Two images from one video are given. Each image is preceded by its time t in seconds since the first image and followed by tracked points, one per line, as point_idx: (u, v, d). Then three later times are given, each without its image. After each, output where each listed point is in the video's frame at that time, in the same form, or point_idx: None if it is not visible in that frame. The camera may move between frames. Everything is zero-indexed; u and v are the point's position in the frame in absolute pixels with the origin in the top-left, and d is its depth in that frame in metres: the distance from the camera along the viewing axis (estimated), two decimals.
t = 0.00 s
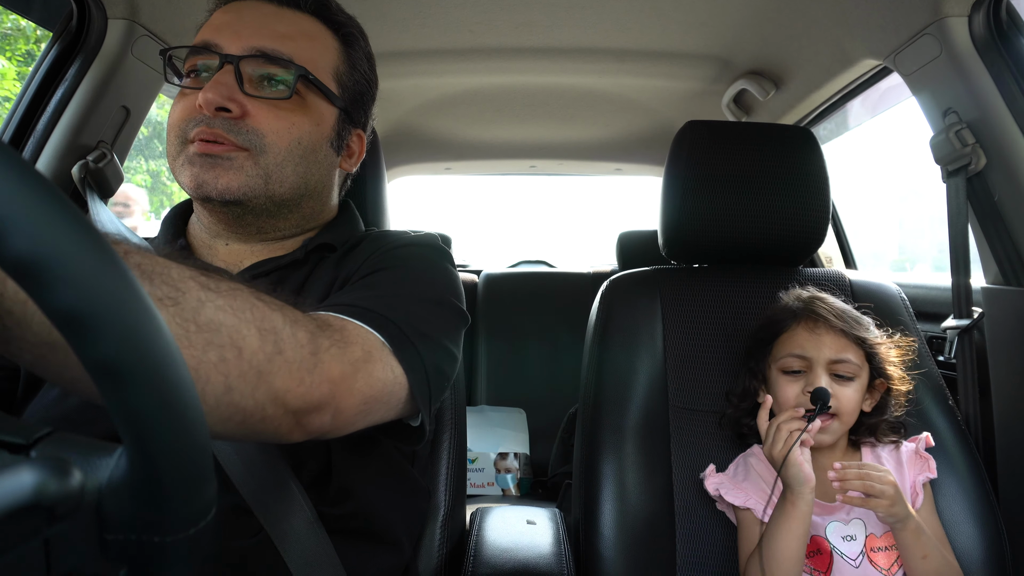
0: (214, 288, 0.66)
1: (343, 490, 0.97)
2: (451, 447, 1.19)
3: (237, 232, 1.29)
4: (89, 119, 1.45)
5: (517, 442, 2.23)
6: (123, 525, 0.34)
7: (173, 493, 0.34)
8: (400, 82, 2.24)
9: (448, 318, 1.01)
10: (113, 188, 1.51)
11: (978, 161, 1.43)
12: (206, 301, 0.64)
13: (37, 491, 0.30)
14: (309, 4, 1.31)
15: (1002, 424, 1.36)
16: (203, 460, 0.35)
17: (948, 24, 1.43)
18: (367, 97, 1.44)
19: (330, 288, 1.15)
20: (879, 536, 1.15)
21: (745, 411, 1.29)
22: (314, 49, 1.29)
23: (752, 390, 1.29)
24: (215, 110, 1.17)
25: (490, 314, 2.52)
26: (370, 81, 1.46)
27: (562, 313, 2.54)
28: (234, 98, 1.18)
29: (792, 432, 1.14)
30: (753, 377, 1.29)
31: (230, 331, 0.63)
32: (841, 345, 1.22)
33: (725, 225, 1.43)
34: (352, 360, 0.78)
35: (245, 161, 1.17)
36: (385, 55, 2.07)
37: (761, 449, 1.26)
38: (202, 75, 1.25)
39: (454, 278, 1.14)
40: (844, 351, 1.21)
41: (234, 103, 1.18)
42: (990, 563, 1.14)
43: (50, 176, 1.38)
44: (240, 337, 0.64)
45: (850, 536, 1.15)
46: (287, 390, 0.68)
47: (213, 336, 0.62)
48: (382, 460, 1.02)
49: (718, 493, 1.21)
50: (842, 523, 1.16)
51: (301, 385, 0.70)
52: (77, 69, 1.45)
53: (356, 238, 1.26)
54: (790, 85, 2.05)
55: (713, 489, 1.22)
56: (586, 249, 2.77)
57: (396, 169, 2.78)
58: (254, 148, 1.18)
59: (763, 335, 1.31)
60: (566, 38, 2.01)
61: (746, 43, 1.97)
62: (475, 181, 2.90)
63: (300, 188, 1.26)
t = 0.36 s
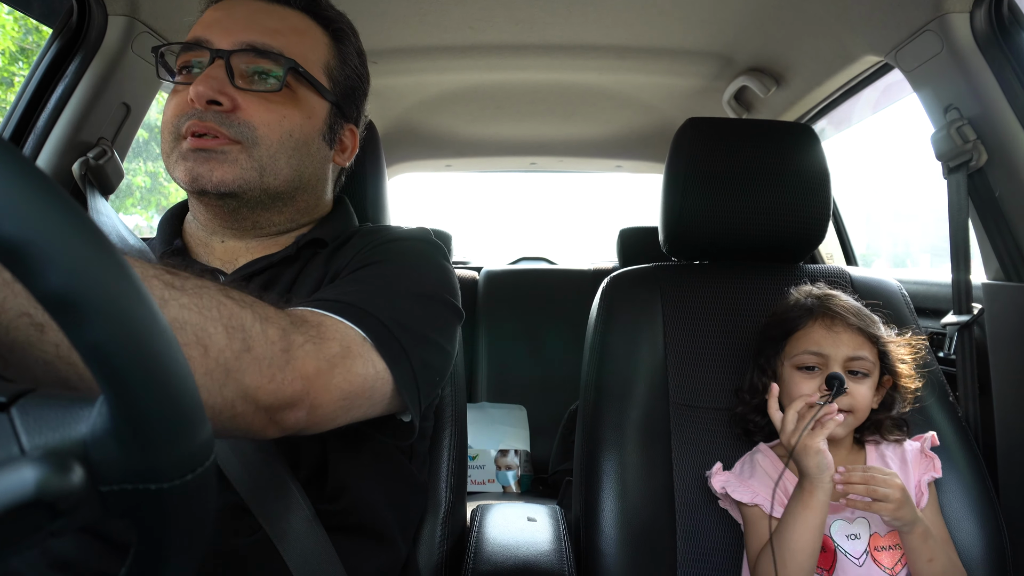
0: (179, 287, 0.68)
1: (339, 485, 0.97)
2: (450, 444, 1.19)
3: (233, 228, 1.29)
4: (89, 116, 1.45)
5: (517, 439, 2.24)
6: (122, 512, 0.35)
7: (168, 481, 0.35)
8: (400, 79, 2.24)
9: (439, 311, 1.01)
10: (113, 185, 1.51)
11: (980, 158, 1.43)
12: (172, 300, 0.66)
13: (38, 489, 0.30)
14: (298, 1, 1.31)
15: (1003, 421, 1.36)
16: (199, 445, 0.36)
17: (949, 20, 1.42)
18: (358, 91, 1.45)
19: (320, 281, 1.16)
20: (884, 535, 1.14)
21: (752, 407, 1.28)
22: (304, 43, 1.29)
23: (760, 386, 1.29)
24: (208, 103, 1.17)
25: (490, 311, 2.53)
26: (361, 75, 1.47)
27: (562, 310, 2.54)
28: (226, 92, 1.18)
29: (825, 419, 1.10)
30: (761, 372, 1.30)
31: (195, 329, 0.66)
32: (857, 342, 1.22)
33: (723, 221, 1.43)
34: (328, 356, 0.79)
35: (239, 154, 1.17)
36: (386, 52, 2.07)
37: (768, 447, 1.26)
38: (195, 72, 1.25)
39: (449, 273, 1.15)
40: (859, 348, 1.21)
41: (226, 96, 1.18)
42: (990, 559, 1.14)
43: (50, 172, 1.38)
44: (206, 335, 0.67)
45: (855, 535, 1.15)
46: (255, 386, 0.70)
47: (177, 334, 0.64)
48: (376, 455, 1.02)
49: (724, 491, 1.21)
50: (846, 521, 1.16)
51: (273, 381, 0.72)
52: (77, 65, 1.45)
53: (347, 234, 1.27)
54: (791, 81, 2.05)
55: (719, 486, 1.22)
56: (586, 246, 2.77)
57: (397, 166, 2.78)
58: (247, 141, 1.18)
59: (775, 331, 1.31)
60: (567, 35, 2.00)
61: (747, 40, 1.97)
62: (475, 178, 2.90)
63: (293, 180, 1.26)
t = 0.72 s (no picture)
0: (197, 261, 0.66)
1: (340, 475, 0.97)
2: (451, 443, 1.19)
3: (230, 225, 1.31)
4: (90, 117, 1.45)
5: (518, 440, 2.24)
6: (125, 507, 0.35)
7: (170, 475, 0.34)
8: (400, 80, 2.24)
9: (444, 302, 1.01)
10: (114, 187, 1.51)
11: (980, 159, 1.42)
12: (191, 273, 0.64)
13: (39, 490, 0.30)
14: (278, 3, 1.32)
15: (1003, 422, 1.36)
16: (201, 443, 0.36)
17: (951, 20, 1.42)
18: (350, 84, 1.42)
19: (329, 267, 1.16)
20: (886, 537, 1.15)
21: (757, 410, 1.28)
22: (280, 40, 1.28)
23: (764, 389, 1.28)
24: (181, 105, 1.19)
25: (491, 311, 2.53)
26: (356, 70, 1.45)
27: (563, 311, 2.55)
28: (198, 93, 1.20)
29: (839, 430, 1.08)
30: (763, 376, 1.29)
31: (218, 301, 0.64)
32: (860, 347, 1.21)
33: (722, 221, 1.43)
34: (343, 329, 0.79)
35: (212, 152, 1.18)
36: (386, 53, 2.07)
37: (771, 448, 1.25)
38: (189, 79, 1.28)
39: (449, 267, 1.13)
40: (863, 353, 1.20)
41: (198, 97, 1.20)
42: (990, 560, 1.15)
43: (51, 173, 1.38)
44: (228, 308, 0.65)
45: (857, 536, 1.15)
46: (280, 356, 0.68)
47: (201, 307, 0.62)
48: (377, 442, 1.03)
49: (728, 491, 1.20)
50: (849, 522, 1.16)
51: (294, 351, 0.70)
52: (78, 67, 1.45)
53: (351, 228, 1.26)
54: (791, 82, 2.05)
55: (722, 487, 1.21)
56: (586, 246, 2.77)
57: (397, 167, 2.78)
58: (220, 138, 1.19)
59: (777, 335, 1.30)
60: (567, 36, 2.00)
61: (747, 41, 1.97)
62: (475, 178, 2.90)
63: (274, 174, 1.24)
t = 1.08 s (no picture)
0: (225, 276, 0.66)
1: (340, 475, 0.97)
2: (450, 441, 1.18)
3: (225, 221, 1.31)
4: (88, 114, 1.45)
5: (518, 437, 2.24)
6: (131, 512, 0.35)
7: (172, 481, 0.34)
8: (401, 78, 2.23)
9: (447, 307, 1.01)
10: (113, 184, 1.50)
11: (980, 156, 1.42)
12: (221, 290, 0.64)
13: (40, 486, 0.31)
14: None
15: (1002, 419, 1.36)
16: (206, 445, 0.36)
17: (952, 18, 1.42)
18: (345, 77, 1.42)
19: (330, 276, 1.15)
20: (882, 534, 1.15)
21: (751, 412, 1.28)
22: (269, 35, 1.28)
23: (755, 392, 1.28)
24: (172, 102, 1.19)
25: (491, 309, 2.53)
26: (353, 64, 1.44)
27: (562, 309, 2.54)
28: (187, 89, 1.20)
29: (821, 433, 1.08)
30: (755, 378, 1.28)
31: (246, 319, 0.64)
32: (846, 343, 1.20)
33: (722, 219, 1.43)
34: (361, 345, 0.78)
35: (204, 147, 1.18)
36: (386, 50, 2.07)
37: (766, 447, 1.25)
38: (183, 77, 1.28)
39: (452, 268, 1.14)
40: (849, 350, 1.20)
41: (188, 93, 1.20)
42: (988, 556, 1.15)
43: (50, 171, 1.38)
44: (255, 324, 0.65)
45: (852, 534, 1.15)
46: (305, 375, 0.69)
47: (230, 325, 0.62)
48: (381, 442, 1.02)
49: (724, 492, 1.20)
50: (845, 520, 1.16)
51: (318, 369, 0.71)
52: (77, 63, 1.45)
53: (354, 229, 1.27)
54: (792, 80, 2.05)
55: (719, 488, 1.21)
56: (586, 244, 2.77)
57: (397, 164, 2.78)
58: (212, 134, 1.19)
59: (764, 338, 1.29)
60: (567, 33, 2.00)
61: (748, 38, 1.96)
62: (475, 176, 2.90)
63: (265, 167, 1.24)
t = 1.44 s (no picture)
0: (273, 315, 0.69)
1: (344, 481, 0.97)
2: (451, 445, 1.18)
3: (236, 225, 1.29)
4: (88, 116, 1.45)
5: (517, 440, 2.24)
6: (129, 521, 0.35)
7: (172, 482, 0.34)
8: (400, 79, 2.23)
9: (452, 319, 1.02)
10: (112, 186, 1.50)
11: (979, 159, 1.42)
12: (270, 330, 0.67)
13: (40, 489, 0.31)
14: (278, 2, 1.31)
15: (1001, 421, 1.36)
16: (206, 453, 0.36)
17: (950, 20, 1.42)
18: (348, 82, 1.43)
19: (337, 292, 1.15)
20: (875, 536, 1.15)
21: (745, 418, 1.28)
22: (285, 38, 1.28)
23: (750, 399, 1.27)
24: (195, 105, 1.18)
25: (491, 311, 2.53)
26: (352, 68, 1.45)
27: (561, 311, 2.54)
28: (210, 91, 1.19)
29: (811, 459, 1.07)
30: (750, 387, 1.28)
31: (291, 360, 0.67)
32: (835, 355, 1.18)
33: (724, 222, 1.43)
34: (386, 374, 0.80)
35: (230, 149, 1.18)
36: (386, 52, 2.07)
37: (758, 450, 1.25)
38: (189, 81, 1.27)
39: (455, 276, 1.15)
40: (839, 360, 1.18)
41: (211, 95, 1.19)
42: (988, 559, 1.15)
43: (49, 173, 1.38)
44: (299, 365, 0.68)
45: (846, 538, 1.16)
46: (337, 412, 0.72)
47: (277, 365, 0.65)
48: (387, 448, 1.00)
49: (719, 499, 1.21)
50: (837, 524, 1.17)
51: (349, 406, 0.74)
52: (77, 65, 1.45)
53: (361, 239, 1.27)
54: (791, 82, 2.05)
55: (714, 494, 1.21)
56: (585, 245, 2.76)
57: (396, 166, 2.78)
58: (238, 136, 1.18)
59: (755, 347, 1.28)
60: (567, 35, 2.00)
61: (747, 40, 1.97)
62: (475, 178, 2.90)
63: (288, 170, 1.25)
